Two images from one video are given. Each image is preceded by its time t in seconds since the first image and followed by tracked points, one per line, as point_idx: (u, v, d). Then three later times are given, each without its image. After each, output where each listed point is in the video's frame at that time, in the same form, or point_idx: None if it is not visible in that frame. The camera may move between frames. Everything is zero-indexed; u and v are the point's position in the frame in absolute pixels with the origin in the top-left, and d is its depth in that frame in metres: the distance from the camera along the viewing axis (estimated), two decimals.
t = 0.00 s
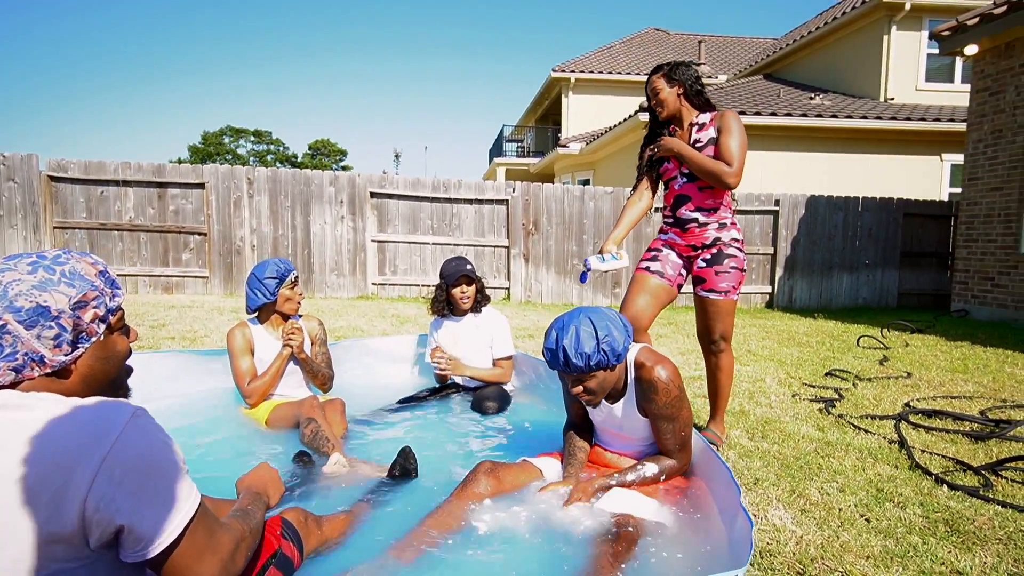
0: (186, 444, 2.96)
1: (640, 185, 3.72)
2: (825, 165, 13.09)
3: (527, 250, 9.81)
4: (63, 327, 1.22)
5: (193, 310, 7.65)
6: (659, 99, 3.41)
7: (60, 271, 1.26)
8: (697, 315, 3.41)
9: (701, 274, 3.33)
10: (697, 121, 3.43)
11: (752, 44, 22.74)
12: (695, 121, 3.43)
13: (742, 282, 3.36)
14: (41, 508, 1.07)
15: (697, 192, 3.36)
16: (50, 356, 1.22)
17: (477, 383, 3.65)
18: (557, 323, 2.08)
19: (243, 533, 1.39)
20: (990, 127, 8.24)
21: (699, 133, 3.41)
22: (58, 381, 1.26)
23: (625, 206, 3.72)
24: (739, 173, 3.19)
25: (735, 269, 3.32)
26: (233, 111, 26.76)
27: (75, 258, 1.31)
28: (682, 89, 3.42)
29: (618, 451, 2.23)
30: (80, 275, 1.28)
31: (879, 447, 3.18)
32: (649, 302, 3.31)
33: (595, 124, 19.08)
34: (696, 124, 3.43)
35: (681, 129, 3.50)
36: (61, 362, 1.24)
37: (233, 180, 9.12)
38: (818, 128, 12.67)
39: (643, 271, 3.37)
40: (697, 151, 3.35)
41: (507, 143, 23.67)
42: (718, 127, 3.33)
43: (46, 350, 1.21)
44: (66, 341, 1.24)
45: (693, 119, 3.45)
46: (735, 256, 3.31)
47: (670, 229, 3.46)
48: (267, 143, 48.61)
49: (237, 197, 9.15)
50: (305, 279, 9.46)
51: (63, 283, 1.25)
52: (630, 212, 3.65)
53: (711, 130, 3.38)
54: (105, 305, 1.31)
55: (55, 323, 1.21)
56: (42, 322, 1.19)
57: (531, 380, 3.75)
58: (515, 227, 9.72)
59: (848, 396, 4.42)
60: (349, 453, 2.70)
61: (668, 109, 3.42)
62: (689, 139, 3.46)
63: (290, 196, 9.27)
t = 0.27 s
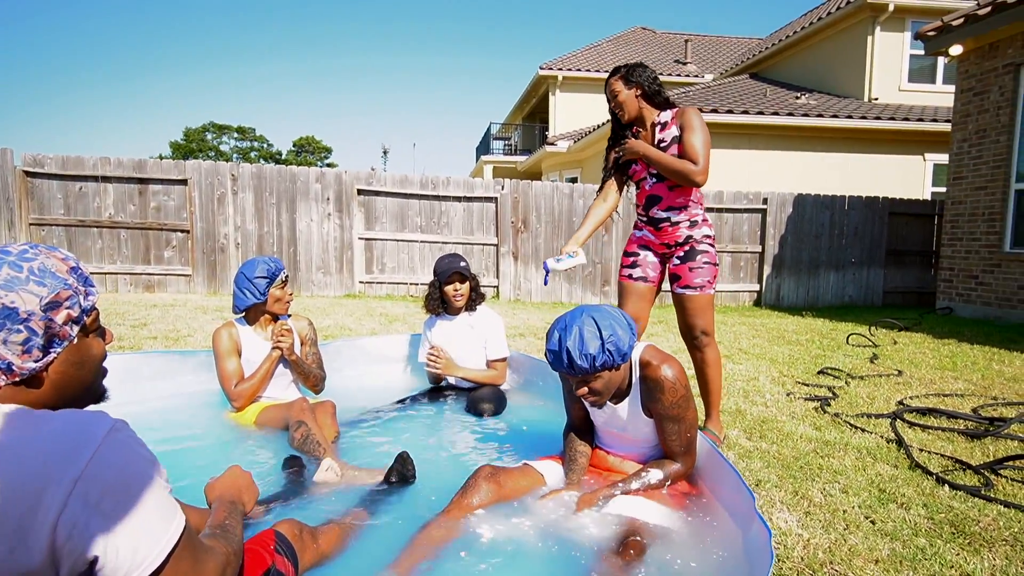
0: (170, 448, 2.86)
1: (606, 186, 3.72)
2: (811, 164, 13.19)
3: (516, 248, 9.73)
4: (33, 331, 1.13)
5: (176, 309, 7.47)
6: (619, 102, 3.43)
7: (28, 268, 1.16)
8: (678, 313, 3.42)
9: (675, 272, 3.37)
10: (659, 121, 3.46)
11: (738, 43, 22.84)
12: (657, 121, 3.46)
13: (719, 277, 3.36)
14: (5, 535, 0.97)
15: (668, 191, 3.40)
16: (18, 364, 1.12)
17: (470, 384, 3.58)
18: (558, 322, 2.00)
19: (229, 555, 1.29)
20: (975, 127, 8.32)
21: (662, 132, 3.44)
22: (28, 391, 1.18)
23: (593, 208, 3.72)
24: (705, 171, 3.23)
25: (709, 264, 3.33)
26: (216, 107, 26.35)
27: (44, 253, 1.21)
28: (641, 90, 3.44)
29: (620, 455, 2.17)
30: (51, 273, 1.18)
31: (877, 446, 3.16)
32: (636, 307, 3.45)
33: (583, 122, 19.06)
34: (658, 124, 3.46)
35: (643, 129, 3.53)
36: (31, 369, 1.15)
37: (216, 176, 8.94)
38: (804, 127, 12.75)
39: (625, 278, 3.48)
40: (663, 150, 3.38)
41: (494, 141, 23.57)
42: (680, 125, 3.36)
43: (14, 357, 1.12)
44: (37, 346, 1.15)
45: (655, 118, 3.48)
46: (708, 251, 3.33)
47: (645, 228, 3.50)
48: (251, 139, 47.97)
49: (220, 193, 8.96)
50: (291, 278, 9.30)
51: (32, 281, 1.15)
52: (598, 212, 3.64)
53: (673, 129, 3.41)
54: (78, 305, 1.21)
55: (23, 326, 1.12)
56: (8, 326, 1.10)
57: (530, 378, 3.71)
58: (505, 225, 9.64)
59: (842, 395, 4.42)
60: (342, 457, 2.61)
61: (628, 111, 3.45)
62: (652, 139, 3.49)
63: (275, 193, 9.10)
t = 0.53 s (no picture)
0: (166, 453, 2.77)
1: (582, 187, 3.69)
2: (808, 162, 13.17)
3: (513, 246, 9.64)
4: (20, 336, 1.04)
5: (168, 307, 7.34)
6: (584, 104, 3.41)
7: (13, 265, 1.07)
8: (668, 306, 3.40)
9: (663, 262, 3.36)
10: (629, 117, 3.44)
11: (733, 41, 22.82)
12: (626, 118, 3.44)
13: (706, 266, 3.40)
14: None
15: (650, 185, 3.41)
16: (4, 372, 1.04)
17: (473, 383, 3.50)
18: (570, 324, 1.92)
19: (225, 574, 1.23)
20: (973, 125, 8.31)
21: (634, 128, 3.42)
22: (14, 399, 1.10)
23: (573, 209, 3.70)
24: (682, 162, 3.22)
25: (697, 254, 3.37)
26: (208, 103, 26.09)
27: (28, 249, 1.12)
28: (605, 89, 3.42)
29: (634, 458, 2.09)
30: (39, 271, 1.09)
31: (888, 447, 3.11)
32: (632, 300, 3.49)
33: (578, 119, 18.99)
34: (628, 120, 3.43)
35: (615, 128, 3.51)
36: (18, 377, 1.07)
37: (209, 172, 8.80)
38: (800, 124, 12.68)
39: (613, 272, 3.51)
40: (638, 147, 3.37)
41: (489, 138, 23.46)
42: (651, 120, 3.35)
43: None
44: (25, 352, 1.06)
45: (623, 115, 3.45)
46: (695, 240, 3.37)
47: (630, 223, 3.51)
48: (243, 136, 47.61)
49: (213, 190, 8.83)
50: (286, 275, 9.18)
51: (18, 280, 1.06)
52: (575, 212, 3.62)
53: (644, 123, 3.39)
54: (69, 305, 1.13)
55: (10, 330, 1.03)
56: None
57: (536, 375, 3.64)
58: (502, 222, 9.55)
59: (848, 394, 4.37)
60: (345, 462, 2.53)
61: (594, 112, 3.43)
62: (625, 136, 3.47)
63: (269, 190, 8.97)
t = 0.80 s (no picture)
0: (166, 460, 2.67)
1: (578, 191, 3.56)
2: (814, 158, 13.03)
3: (517, 243, 9.51)
4: None
5: (169, 305, 7.24)
6: (570, 107, 3.28)
7: None
8: (676, 297, 3.29)
9: (673, 254, 3.24)
10: (620, 115, 3.31)
11: (737, 36, 22.64)
12: (616, 116, 3.31)
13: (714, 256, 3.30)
14: None
15: (653, 178, 3.29)
16: None
17: (481, 386, 3.39)
18: (590, 328, 1.80)
19: None
20: (985, 119, 8.18)
21: (627, 126, 3.29)
22: None
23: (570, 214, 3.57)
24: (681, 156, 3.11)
25: (704, 242, 3.28)
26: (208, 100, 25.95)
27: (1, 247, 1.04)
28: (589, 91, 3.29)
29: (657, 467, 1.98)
30: (14, 272, 1.02)
31: (913, 451, 3.00)
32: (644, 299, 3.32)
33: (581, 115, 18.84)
34: (619, 118, 3.30)
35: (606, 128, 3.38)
36: None
37: (209, 169, 8.69)
38: (806, 120, 12.53)
39: (624, 271, 3.36)
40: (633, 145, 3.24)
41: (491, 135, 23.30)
42: (643, 114, 3.23)
43: None
44: None
45: (612, 114, 3.33)
46: (702, 230, 3.28)
47: (636, 218, 3.39)
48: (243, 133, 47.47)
49: (214, 187, 8.71)
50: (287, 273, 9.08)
51: None
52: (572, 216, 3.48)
53: (636, 119, 3.26)
54: (47, 307, 1.06)
55: None
56: None
57: (548, 377, 3.54)
58: (506, 219, 9.43)
59: (865, 394, 4.26)
60: (352, 471, 2.43)
61: (583, 114, 3.30)
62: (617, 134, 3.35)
63: (270, 186, 8.85)
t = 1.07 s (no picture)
0: (158, 469, 2.56)
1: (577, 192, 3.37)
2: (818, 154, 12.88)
3: (518, 240, 9.39)
4: None
5: (165, 304, 7.11)
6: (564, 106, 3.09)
7: None
8: (682, 291, 3.18)
9: (678, 247, 3.09)
10: (618, 110, 3.11)
11: (737, 32, 22.47)
12: (613, 111, 3.11)
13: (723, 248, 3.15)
14: None
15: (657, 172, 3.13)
16: None
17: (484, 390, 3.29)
18: (607, 330, 1.68)
19: None
20: (994, 114, 8.05)
21: (626, 121, 3.10)
22: None
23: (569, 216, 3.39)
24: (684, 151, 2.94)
25: (713, 235, 3.11)
26: (206, 97, 25.77)
27: None
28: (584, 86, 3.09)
29: (677, 479, 1.86)
30: None
31: (937, 456, 2.88)
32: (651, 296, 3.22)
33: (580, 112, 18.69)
34: (618, 113, 3.11)
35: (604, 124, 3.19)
36: None
37: (206, 165, 8.55)
38: (810, 115, 12.38)
39: (630, 268, 3.24)
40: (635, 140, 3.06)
41: (491, 132, 23.11)
42: (642, 109, 3.04)
43: None
44: None
45: (609, 110, 3.13)
46: (710, 223, 3.11)
47: (642, 215, 3.25)
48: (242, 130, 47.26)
49: (211, 183, 8.58)
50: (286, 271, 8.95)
51: None
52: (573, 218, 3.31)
53: (636, 114, 3.07)
54: None
55: None
56: None
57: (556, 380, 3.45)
58: (507, 216, 9.30)
59: (879, 395, 4.14)
60: (353, 481, 2.32)
61: (578, 113, 3.10)
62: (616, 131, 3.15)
63: (268, 183, 8.72)
